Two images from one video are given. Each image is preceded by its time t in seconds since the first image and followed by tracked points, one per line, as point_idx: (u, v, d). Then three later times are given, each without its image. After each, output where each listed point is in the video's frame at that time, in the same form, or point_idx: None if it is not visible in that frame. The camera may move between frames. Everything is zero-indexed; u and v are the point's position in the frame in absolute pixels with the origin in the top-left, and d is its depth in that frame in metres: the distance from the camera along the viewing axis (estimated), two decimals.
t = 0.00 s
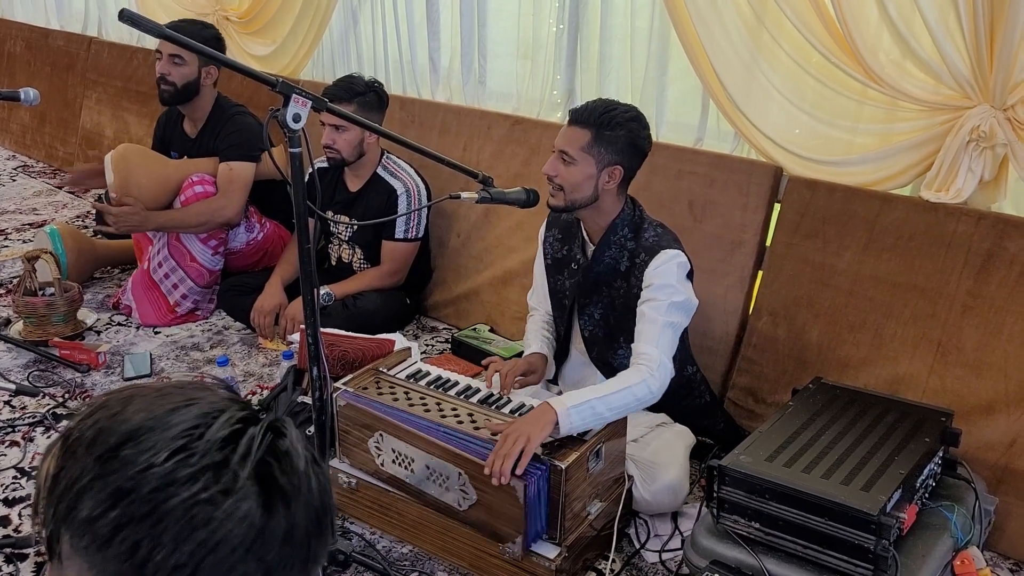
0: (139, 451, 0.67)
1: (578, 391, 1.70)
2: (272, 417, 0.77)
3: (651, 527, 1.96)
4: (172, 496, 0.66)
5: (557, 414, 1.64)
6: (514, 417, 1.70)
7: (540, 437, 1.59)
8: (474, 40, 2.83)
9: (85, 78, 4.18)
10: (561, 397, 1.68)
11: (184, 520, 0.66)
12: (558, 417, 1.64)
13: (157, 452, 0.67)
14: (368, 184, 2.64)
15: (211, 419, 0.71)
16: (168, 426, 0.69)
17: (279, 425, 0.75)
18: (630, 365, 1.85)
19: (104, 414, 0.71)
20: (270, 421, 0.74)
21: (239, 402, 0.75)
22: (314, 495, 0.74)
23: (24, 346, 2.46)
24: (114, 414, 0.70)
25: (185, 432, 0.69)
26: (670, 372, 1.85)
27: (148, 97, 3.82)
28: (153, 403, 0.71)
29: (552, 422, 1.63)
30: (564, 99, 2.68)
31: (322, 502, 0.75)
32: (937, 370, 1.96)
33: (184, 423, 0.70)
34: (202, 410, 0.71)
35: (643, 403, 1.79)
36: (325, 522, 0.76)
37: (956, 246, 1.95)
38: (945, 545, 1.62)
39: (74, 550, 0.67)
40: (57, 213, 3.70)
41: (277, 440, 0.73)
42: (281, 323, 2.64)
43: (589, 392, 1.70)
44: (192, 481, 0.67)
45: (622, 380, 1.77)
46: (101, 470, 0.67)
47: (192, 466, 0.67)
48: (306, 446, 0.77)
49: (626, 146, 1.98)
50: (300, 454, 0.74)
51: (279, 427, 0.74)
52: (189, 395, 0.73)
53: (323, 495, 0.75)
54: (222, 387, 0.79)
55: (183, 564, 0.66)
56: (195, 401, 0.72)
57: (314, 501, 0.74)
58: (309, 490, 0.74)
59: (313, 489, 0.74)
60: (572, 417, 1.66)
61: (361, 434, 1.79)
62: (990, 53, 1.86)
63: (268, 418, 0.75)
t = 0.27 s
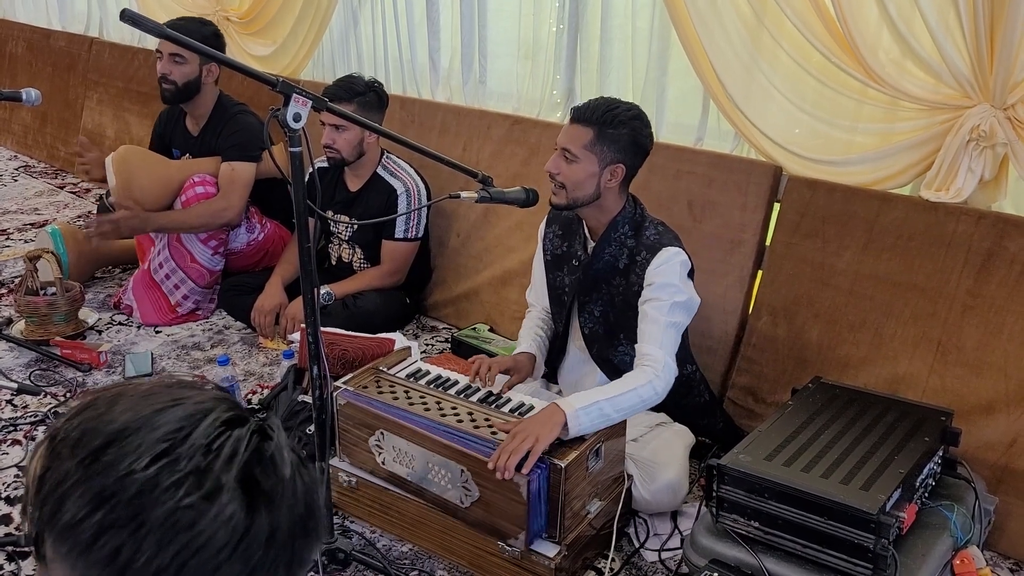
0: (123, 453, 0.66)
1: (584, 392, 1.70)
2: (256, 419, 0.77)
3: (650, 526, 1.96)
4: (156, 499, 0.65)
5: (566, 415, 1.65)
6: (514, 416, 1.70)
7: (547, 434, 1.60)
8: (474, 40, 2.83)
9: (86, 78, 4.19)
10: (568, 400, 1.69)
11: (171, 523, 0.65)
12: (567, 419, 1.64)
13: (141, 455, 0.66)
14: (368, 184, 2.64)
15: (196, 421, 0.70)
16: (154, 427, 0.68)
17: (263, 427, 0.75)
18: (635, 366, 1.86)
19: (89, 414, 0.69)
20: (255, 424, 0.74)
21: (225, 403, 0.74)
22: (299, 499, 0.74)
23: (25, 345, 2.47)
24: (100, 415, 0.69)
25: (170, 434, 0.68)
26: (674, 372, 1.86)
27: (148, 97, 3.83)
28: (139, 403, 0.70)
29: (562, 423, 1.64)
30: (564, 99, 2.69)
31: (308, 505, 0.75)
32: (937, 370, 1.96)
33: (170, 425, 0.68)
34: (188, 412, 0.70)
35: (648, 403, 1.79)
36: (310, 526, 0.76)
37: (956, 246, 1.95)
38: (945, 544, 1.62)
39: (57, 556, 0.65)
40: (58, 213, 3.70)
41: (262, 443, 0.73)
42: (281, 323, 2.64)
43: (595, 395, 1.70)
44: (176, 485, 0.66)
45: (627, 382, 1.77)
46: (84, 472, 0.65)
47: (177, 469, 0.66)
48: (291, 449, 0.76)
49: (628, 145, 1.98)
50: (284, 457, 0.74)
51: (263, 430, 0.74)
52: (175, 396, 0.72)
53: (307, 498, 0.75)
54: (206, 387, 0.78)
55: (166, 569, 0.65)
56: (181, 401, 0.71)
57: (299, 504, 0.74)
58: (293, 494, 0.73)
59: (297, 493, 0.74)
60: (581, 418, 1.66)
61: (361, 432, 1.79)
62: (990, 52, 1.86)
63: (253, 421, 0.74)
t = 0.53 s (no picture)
0: (103, 460, 0.65)
1: (570, 392, 1.70)
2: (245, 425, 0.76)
3: (650, 528, 1.96)
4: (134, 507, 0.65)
5: (552, 421, 1.64)
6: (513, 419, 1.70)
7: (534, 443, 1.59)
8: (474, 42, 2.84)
9: (87, 81, 4.20)
10: (553, 404, 1.68)
11: (150, 533, 0.65)
12: (552, 424, 1.64)
13: (120, 463, 0.65)
14: (368, 186, 2.64)
15: (179, 428, 0.69)
16: (135, 434, 0.67)
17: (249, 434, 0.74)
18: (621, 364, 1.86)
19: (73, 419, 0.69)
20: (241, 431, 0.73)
21: (210, 408, 0.73)
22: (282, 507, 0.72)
23: (26, 347, 2.47)
24: (84, 420, 0.68)
25: (151, 441, 0.67)
26: (660, 373, 1.86)
27: (149, 99, 3.84)
28: (122, 409, 0.69)
29: (547, 430, 1.63)
30: (564, 101, 2.69)
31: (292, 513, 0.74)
32: (937, 372, 1.96)
33: (152, 433, 0.68)
34: (171, 419, 0.70)
35: (631, 403, 1.80)
36: (297, 534, 0.74)
37: (956, 248, 1.95)
38: (945, 547, 1.62)
39: (36, 565, 0.66)
40: (59, 215, 3.71)
41: (245, 450, 0.72)
42: (281, 325, 2.65)
43: (580, 397, 1.70)
44: (154, 493, 0.65)
45: (613, 381, 1.77)
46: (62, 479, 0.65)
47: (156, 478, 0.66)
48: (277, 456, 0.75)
49: (627, 147, 1.98)
50: (268, 465, 0.73)
51: (248, 437, 0.73)
52: (160, 401, 0.71)
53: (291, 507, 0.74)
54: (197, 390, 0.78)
55: None
56: (165, 407, 0.71)
57: (283, 512, 0.72)
58: (276, 502, 0.72)
59: (280, 501, 0.72)
60: (566, 423, 1.66)
61: (361, 434, 1.80)
62: (989, 55, 1.86)
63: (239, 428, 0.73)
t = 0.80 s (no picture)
0: (53, 476, 0.69)
1: (582, 395, 1.70)
2: (216, 440, 0.77)
3: (650, 529, 1.96)
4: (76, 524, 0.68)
5: (566, 417, 1.65)
6: (513, 420, 1.70)
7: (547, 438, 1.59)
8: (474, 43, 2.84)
9: (86, 81, 4.19)
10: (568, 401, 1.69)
11: (90, 550, 0.68)
12: (568, 420, 1.65)
13: (64, 482, 0.69)
14: (367, 186, 2.65)
15: (133, 446, 0.71)
16: (85, 452, 0.70)
17: (211, 452, 0.74)
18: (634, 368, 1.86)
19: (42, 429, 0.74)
20: (204, 448, 0.74)
21: (176, 424, 0.75)
22: (237, 527, 0.72)
23: (25, 348, 2.47)
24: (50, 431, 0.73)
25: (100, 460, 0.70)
26: (673, 373, 1.86)
27: (149, 100, 3.83)
28: (86, 423, 0.72)
29: (562, 425, 1.64)
30: (564, 102, 2.69)
31: (251, 532, 0.74)
32: (936, 372, 1.96)
33: (104, 450, 0.70)
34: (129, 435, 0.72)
35: (647, 405, 1.80)
36: (258, 552, 0.75)
37: (955, 249, 1.96)
38: (944, 547, 1.62)
39: None
40: (59, 216, 3.71)
41: (201, 470, 0.72)
42: (281, 325, 2.65)
43: (596, 396, 1.71)
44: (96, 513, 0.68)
45: (626, 385, 1.77)
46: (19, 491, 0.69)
47: (95, 499, 0.68)
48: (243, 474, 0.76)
49: (629, 145, 1.98)
50: (225, 484, 0.73)
51: (210, 456, 0.74)
52: (126, 414, 0.74)
53: (250, 527, 0.74)
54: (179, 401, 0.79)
55: None
56: (129, 421, 0.73)
57: (239, 532, 0.72)
58: (229, 524, 0.72)
59: (236, 522, 0.72)
60: (582, 419, 1.66)
61: (361, 435, 1.80)
62: (988, 56, 1.87)
63: (203, 446, 0.74)
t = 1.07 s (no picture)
0: (46, 510, 0.66)
1: (570, 392, 1.70)
2: (209, 458, 0.74)
3: (649, 528, 1.96)
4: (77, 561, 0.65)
5: (553, 421, 1.64)
6: (512, 420, 1.70)
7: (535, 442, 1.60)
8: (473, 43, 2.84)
9: (85, 81, 4.19)
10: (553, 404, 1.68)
11: None
12: (554, 424, 1.64)
13: (59, 518, 0.66)
14: (366, 185, 2.64)
15: (125, 471, 0.68)
16: (78, 483, 0.67)
17: (206, 472, 0.72)
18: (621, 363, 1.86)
19: (23, 455, 0.70)
20: (199, 467, 0.71)
21: (166, 445, 0.72)
22: (241, 552, 0.70)
23: (24, 347, 2.47)
24: (33, 457, 0.70)
25: (94, 490, 0.67)
26: (661, 372, 1.86)
27: (148, 99, 3.83)
28: (71, 448, 0.69)
29: (548, 430, 1.64)
30: (563, 102, 2.69)
31: (255, 552, 0.72)
32: (935, 372, 1.96)
33: (94, 478, 0.67)
34: (120, 461, 0.69)
35: (632, 401, 1.79)
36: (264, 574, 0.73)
37: (954, 248, 1.96)
38: (943, 547, 1.62)
39: None
40: (57, 215, 3.70)
41: (199, 493, 0.70)
42: (280, 325, 2.64)
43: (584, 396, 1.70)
44: (97, 548, 0.65)
45: (613, 380, 1.77)
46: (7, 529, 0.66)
47: (96, 533, 0.66)
48: (240, 493, 0.73)
49: (625, 145, 1.98)
50: (224, 505, 0.71)
51: (206, 475, 0.71)
52: (113, 437, 0.71)
53: (254, 548, 0.72)
54: (161, 417, 0.77)
55: None
56: (117, 444, 0.70)
57: (243, 554, 0.70)
58: (233, 547, 0.70)
59: (240, 546, 0.70)
60: (567, 423, 1.66)
61: (360, 435, 1.80)
62: (988, 56, 1.87)
63: (197, 465, 0.72)
